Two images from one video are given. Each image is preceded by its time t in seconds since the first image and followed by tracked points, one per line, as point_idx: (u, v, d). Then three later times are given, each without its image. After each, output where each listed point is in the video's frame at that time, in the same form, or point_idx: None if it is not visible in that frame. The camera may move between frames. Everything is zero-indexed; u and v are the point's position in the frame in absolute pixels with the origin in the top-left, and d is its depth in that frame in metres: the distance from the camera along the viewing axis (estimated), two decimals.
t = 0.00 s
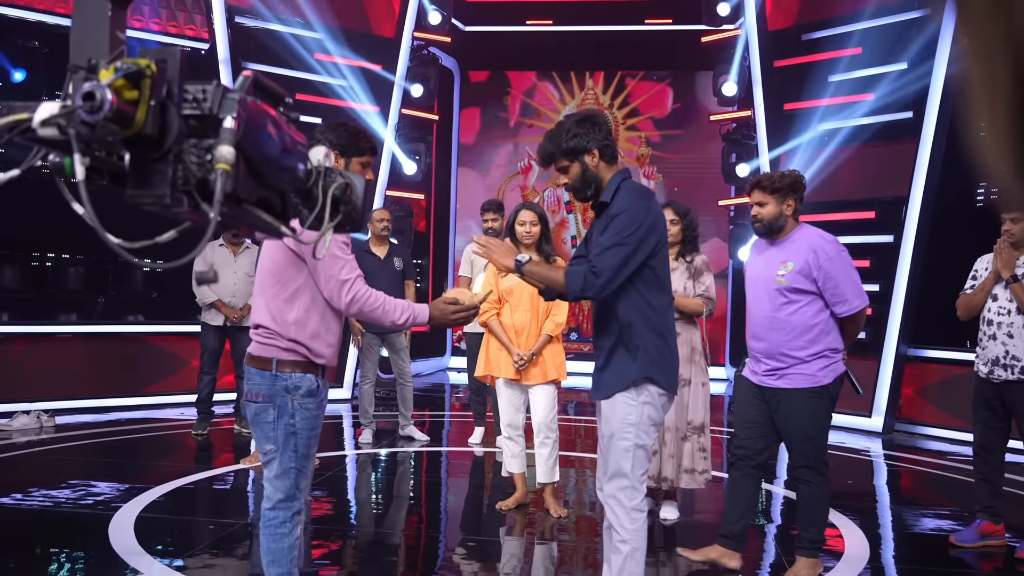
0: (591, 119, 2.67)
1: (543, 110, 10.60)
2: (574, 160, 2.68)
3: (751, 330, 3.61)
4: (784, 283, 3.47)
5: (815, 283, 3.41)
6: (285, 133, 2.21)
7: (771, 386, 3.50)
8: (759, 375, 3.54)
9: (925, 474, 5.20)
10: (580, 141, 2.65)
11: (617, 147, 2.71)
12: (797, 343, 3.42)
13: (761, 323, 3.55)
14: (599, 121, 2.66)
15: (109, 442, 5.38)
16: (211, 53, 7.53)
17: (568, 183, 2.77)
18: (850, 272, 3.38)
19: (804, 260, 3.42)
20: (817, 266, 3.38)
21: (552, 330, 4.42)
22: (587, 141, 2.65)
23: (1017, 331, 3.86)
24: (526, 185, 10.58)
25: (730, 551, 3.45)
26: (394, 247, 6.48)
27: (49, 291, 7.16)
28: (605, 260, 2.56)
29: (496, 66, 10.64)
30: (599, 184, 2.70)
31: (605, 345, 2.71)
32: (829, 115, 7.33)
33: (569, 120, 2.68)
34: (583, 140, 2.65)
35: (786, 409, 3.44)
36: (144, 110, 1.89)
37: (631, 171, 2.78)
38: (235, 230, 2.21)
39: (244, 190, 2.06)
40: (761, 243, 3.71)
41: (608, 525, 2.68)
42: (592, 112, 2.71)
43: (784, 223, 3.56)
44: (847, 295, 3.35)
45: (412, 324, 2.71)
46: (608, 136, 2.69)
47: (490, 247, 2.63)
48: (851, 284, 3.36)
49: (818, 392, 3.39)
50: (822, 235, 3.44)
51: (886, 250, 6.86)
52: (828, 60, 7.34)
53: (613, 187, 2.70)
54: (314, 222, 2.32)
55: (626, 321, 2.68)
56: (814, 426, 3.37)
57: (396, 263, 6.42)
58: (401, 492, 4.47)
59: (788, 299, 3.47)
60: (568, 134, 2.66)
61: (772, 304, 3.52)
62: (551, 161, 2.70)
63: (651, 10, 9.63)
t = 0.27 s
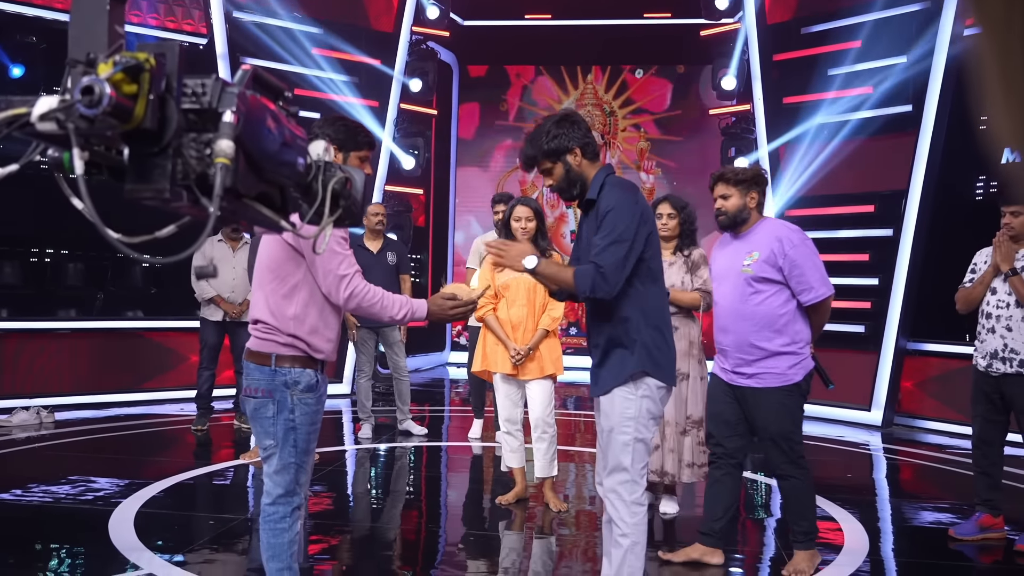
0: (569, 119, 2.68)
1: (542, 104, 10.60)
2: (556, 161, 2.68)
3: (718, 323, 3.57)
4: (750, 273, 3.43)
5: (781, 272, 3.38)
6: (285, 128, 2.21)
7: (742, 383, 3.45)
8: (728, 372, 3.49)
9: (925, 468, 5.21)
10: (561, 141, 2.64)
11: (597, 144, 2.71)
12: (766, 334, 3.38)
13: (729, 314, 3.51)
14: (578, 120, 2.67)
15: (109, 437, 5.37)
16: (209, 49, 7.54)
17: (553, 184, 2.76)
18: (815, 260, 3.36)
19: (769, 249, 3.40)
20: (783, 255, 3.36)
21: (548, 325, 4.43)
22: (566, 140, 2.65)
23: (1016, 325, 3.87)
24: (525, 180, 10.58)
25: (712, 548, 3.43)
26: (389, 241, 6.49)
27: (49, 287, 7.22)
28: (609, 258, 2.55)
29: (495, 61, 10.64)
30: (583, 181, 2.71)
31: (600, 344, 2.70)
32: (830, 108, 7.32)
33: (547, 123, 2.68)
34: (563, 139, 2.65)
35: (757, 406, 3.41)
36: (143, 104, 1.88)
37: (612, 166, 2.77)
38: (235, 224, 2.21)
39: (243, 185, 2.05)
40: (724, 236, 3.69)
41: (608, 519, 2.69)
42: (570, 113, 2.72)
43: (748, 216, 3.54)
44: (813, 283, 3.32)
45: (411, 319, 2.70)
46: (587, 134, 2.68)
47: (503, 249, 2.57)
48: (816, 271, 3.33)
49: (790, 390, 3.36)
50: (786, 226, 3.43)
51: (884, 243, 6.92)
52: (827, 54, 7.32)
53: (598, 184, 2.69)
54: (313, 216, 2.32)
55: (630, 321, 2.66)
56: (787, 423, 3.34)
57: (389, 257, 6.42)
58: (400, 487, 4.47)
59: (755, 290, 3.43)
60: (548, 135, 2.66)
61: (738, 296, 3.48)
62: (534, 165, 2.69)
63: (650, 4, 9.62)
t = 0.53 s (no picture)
0: (548, 123, 2.68)
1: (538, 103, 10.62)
2: (540, 166, 2.68)
3: (683, 319, 3.56)
4: (717, 268, 3.43)
5: (747, 268, 3.39)
6: (283, 126, 2.20)
7: (704, 378, 3.44)
8: (692, 368, 3.49)
9: (920, 467, 5.23)
10: (543, 147, 2.64)
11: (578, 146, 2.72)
12: (729, 330, 3.38)
13: (692, 310, 3.50)
14: (557, 124, 2.67)
15: (105, 436, 5.36)
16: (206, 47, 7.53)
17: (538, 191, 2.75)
18: (781, 256, 3.37)
19: (736, 245, 3.41)
20: (749, 250, 3.37)
21: (543, 325, 4.43)
22: (546, 146, 2.65)
23: (1011, 324, 3.89)
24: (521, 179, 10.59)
25: (708, 549, 3.42)
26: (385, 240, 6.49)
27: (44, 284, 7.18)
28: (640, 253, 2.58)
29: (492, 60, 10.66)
30: (570, 185, 2.71)
31: (594, 347, 2.69)
32: (827, 109, 7.28)
33: (527, 129, 2.67)
34: (546, 145, 2.65)
35: (716, 399, 3.38)
36: (140, 102, 1.86)
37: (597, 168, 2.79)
38: (233, 223, 2.21)
39: (241, 183, 2.05)
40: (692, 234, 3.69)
41: (602, 519, 2.69)
42: (547, 118, 2.71)
43: (713, 212, 3.53)
44: (779, 278, 3.33)
45: (406, 319, 2.70)
46: (568, 138, 2.68)
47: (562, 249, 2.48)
48: (781, 268, 3.35)
49: (748, 383, 3.35)
50: (753, 222, 3.45)
51: (880, 243, 6.95)
52: (825, 53, 7.30)
53: (583, 186, 2.71)
54: (311, 215, 2.31)
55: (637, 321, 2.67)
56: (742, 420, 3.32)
57: (385, 255, 6.42)
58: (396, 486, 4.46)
59: (721, 285, 3.43)
60: (529, 142, 2.65)
61: (703, 291, 3.47)
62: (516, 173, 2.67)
63: (647, 4, 9.62)
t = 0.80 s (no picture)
0: (559, 126, 2.67)
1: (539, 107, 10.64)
2: (550, 169, 2.67)
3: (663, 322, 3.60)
4: (696, 269, 3.50)
5: (724, 268, 3.45)
6: (285, 130, 2.21)
7: (684, 380, 3.45)
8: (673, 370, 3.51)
9: (922, 471, 5.23)
10: (554, 150, 2.64)
11: (589, 148, 2.71)
12: (708, 330, 3.42)
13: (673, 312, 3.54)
14: (567, 127, 2.66)
15: (106, 441, 5.35)
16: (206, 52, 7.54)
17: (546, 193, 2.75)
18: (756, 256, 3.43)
19: (714, 245, 3.49)
20: (727, 251, 3.45)
21: (542, 329, 4.41)
22: (555, 149, 2.64)
23: (1012, 327, 3.90)
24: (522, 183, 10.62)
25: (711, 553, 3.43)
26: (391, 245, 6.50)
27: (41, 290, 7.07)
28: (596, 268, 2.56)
29: (493, 65, 10.68)
30: (580, 188, 2.70)
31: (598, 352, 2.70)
32: (828, 113, 7.30)
33: (538, 131, 2.67)
34: (557, 147, 2.64)
35: (694, 401, 3.39)
36: (143, 106, 1.86)
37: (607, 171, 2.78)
38: (234, 227, 2.21)
39: (243, 187, 2.05)
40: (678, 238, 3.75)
41: (606, 522, 2.68)
42: (559, 120, 2.70)
43: (697, 213, 3.59)
44: (757, 279, 3.39)
45: (407, 323, 2.69)
46: (577, 141, 2.67)
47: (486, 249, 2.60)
48: (760, 268, 3.41)
49: (727, 383, 3.35)
50: (732, 223, 3.52)
51: (880, 247, 6.96)
52: (824, 57, 7.31)
53: (593, 190, 2.69)
54: (313, 219, 2.32)
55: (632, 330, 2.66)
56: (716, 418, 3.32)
57: (390, 260, 6.42)
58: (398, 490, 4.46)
59: (700, 286, 3.49)
60: (539, 144, 2.65)
61: (683, 292, 3.53)
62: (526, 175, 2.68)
63: (646, 8, 9.64)
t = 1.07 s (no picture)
0: (554, 128, 2.68)
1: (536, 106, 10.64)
2: (549, 172, 2.69)
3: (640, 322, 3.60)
4: (672, 270, 3.50)
5: (702, 271, 3.45)
6: (282, 131, 2.21)
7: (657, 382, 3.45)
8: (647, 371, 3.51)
9: (918, 470, 5.25)
10: (550, 153, 2.65)
11: (586, 150, 2.72)
12: (683, 332, 3.42)
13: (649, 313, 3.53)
14: (563, 129, 2.67)
15: (102, 442, 5.34)
16: (201, 52, 7.52)
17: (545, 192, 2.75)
18: (733, 259, 3.43)
19: (691, 247, 3.49)
20: (704, 253, 3.44)
21: (536, 331, 4.41)
22: (553, 150, 2.66)
23: (1008, 326, 3.92)
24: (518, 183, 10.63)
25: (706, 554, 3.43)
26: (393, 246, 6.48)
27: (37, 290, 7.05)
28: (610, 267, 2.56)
29: (489, 65, 10.69)
30: (578, 188, 2.72)
31: (595, 353, 2.71)
32: (823, 113, 7.33)
33: (533, 133, 2.68)
34: (551, 151, 2.66)
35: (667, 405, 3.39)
36: (140, 105, 1.85)
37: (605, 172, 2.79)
38: (232, 227, 2.20)
39: (240, 187, 2.04)
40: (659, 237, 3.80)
41: (600, 522, 2.69)
42: (554, 122, 2.71)
43: (678, 214, 3.65)
44: (733, 282, 3.40)
45: (402, 322, 2.70)
46: (575, 143, 2.69)
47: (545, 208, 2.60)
48: (736, 271, 3.41)
49: (700, 387, 3.35)
50: (710, 224, 3.52)
51: (875, 247, 6.98)
52: (819, 58, 7.31)
53: (592, 190, 2.70)
54: (311, 219, 2.32)
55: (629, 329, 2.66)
56: (689, 423, 3.34)
57: (392, 262, 6.41)
58: (395, 490, 4.45)
59: (676, 288, 3.48)
60: (538, 146, 2.67)
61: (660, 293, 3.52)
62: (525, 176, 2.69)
63: (643, 8, 9.65)
